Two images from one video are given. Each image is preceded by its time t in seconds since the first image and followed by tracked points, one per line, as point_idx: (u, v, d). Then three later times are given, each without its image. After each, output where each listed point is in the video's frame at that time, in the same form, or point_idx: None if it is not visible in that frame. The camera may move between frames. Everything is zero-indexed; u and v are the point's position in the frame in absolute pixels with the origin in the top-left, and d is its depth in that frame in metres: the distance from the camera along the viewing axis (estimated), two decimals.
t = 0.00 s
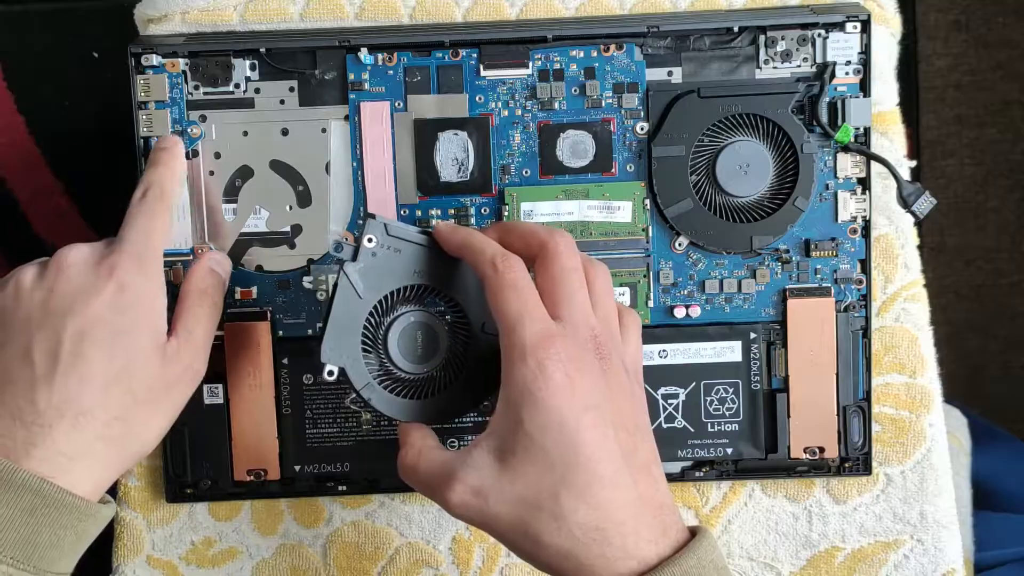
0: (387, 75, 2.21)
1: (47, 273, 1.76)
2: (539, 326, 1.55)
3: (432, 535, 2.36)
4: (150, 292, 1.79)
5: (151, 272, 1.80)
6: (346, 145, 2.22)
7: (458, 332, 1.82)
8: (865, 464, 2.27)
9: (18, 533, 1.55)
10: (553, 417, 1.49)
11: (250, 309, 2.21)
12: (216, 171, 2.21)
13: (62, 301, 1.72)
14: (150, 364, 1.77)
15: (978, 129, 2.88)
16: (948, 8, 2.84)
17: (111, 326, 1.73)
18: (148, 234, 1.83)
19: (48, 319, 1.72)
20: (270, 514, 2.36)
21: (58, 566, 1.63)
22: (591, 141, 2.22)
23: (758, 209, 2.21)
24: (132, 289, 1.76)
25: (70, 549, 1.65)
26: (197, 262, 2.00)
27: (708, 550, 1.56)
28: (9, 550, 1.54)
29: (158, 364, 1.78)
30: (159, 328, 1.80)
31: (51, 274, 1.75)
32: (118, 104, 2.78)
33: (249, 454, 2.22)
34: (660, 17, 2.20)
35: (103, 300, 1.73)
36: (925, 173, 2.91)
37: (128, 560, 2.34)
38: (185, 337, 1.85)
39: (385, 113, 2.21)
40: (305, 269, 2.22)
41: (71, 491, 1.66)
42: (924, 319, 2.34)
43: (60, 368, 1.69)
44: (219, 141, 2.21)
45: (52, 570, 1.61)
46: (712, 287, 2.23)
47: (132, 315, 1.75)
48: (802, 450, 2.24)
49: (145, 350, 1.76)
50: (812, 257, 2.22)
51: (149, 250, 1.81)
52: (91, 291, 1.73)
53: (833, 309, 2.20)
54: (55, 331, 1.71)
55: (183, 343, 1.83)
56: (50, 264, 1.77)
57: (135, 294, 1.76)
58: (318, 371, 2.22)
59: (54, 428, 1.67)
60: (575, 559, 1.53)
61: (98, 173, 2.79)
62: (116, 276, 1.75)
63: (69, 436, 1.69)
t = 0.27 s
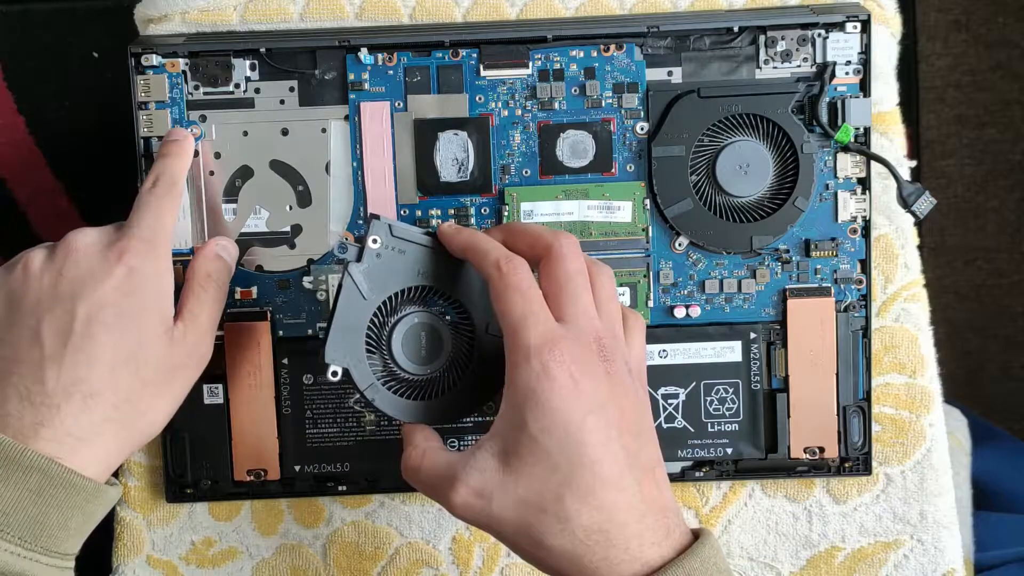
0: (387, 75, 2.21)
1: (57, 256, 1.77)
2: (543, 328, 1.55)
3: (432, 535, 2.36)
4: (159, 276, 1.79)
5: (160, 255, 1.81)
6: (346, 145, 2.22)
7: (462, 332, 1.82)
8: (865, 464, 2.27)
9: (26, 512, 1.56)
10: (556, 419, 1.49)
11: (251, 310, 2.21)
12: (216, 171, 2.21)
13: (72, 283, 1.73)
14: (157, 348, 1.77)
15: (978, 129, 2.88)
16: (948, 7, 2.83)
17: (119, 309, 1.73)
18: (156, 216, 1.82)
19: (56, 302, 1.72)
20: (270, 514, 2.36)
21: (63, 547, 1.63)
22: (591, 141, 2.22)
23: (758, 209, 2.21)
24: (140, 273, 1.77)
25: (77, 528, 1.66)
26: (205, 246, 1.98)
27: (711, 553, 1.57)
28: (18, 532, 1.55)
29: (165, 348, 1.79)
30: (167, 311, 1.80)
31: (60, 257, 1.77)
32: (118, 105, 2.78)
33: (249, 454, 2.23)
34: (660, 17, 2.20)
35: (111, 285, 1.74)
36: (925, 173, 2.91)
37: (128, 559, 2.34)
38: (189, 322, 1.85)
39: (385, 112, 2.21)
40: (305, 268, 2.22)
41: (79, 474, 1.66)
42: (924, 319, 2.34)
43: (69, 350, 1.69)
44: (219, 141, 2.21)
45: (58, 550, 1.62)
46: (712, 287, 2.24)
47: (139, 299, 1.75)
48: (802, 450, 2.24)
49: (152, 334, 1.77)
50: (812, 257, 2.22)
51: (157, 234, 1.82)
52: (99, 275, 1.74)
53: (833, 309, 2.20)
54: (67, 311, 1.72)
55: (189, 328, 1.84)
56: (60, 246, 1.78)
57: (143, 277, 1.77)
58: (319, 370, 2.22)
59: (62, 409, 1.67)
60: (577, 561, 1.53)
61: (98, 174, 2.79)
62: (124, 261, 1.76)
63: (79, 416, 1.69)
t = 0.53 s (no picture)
0: (387, 75, 2.21)
1: (34, 251, 1.76)
2: (544, 332, 1.54)
3: (432, 535, 2.36)
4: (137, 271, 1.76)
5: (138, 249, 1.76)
6: (346, 145, 2.22)
7: (463, 335, 1.82)
8: (865, 464, 2.27)
9: (12, 509, 1.56)
10: (558, 423, 1.49)
11: (252, 310, 2.21)
12: (216, 171, 2.21)
13: (49, 278, 1.72)
14: (137, 342, 1.75)
15: (978, 129, 2.88)
16: (948, 7, 2.83)
17: (95, 304, 1.71)
18: (136, 205, 1.78)
19: (36, 296, 1.72)
20: (270, 514, 2.36)
21: (50, 542, 1.63)
22: (591, 141, 2.22)
23: (758, 209, 2.21)
24: (118, 267, 1.73)
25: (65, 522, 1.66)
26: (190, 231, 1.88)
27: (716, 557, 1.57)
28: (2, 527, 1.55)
29: (145, 341, 1.77)
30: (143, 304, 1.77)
31: (37, 252, 1.75)
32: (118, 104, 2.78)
33: (249, 454, 2.23)
34: (660, 17, 2.20)
35: (87, 279, 1.72)
36: (925, 173, 2.91)
37: (128, 559, 2.34)
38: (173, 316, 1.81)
39: (385, 112, 2.21)
40: (305, 268, 2.22)
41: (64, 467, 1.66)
42: (924, 319, 2.34)
43: (48, 347, 1.69)
44: (219, 141, 2.21)
45: (44, 546, 1.62)
46: (712, 287, 2.23)
47: (116, 292, 1.73)
48: (802, 450, 2.24)
49: (130, 327, 1.74)
50: (812, 257, 2.22)
51: (134, 225, 1.78)
52: (75, 269, 1.72)
53: (833, 309, 2.20)
54: (45, 306, 1.71)
55: (170, 320, 1.80)
56: (38, 241, 1.77)
57: (120, 272, 1.74)
58: (319, 370, 2.22)
59: (43, 407, 1.68)
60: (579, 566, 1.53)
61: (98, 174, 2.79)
62: (100, 254, 1.73)
63: (60, 414, 1.70)
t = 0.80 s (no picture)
0: (387, 75, 2.21)
1: None
2: (552, 336, 1.54)
3: (432, 535, 2.36)
4: (101, 230, 1.69)
5: (97, 208, 1.68)
6: (346, 145, 2.22)
7: (469, 337, 1.82)
8: (865, 464, 2.27)
9: None
10: (566, 428, 1.49)
11: (252, 310, 2.21)
12: (216, 171, 2.21)
13: (10, 241, 1.66)
14: (105, 304, 1.69)
15: (978, 129, 2.88)
16: (948, 8, 2.83)
17: (59, 267, 1.65)
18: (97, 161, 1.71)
19: None
20: (270, 514, 2.36)
21: (25, 504, 1.58)
22: (591, 141, 2.22)
23: (758, 209, 2.21)
24: (79, 227, 1.67)
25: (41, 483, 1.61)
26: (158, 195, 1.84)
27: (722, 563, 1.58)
28: None
29: (112, 302, 1.71)
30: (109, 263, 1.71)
31: None
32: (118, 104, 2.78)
33: (249, 454, 2.23)
34: (660, 17, 2.20)
35: (47, 241, 1.65)
36: (925, 173, 2.91)
37: (128, 560, 2.34)
38: (143, 273, 1.76)
39: (385, 113, 2.21)
40: (305, 269, 2.22)
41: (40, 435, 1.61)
42: (924, 319, 2.34)
43: (13, 312, 1.63)
44: (219, 141, 2.21)
45: (18, 506, 1.57)
46: (712, 287, 2.24)
47: (80, 253, 1.66)
48: (802, 450, 2.24)
49: (96, 288, 1.68)
50: (812, 257, 2.22)
51: (96, 182, 1.70)
52: (36, 230, 1.65)
53: (833, 309, 2.20)
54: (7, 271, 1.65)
55: (138, 279, 1.75)
56: None
57: (80, 234, 1.66)
58: (319, 370, 2.22)
59: (11, 371, 1.61)
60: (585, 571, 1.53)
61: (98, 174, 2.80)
62: (60, 214, 1.66)
63: (29, 377, 1.63)
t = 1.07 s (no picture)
0: (387, 75, 2.21)
1: None
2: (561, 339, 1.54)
3: (432, 535, 2.36)
4: (86, 210, 1.66)
5: (87, 189, 1.66)
6: (347, 145, 2.22)
7: (479, 340, 1.83)
8: (865, 464, 2.27)
9: None
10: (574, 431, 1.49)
11: (252, 311, 2.21)
12: (216, 171, 2.21)
13: None
14: (91, 284, 1.68)
15: (978, 129, 2.88)
16: (948, 8, 2.83)
17: (44, 248, 1.62)
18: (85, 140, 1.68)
19: None
20: (270, 515, 2.36)
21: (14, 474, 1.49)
22: (591, 141, 2.22)
23: (758, 209, 2.21)
24: (65, 207, 1.64)
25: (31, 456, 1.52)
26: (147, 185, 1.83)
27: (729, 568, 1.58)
28: None
29: (98, 281, 1.70)
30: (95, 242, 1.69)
31: None
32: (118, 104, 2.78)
33: (249, 454, 2.23)
34: (660, 17, 2.20)
35: (33, 221, 1.62)
36: (925, 173, 2.91)
37: (128, 560, 2.34)
38: (128, 254, 1.75)
39: (385, 113, 2.21)
40: (305, 268, 2.22)
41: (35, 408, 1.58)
42: (925, 319, 2.34)
43: None
44: (219, 141, 2.21)
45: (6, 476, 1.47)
46: (712, 287, 2.24)
47: (67, 232, 1.64)
48: (802, 450, 2.24)
49: (83, 267, 1.67)
50: (812, 257, 2.22)
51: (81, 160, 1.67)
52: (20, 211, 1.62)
53: (833, 309, 2.20)
54: None
55: (124, 259, 1.74)
56: None
57: (67, 216, 1.64)
58: (318, 370, 2.21)
59: None
60: None
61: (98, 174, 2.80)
62: (46, 193, 1.63)
63: (14, 353, 1.59)
